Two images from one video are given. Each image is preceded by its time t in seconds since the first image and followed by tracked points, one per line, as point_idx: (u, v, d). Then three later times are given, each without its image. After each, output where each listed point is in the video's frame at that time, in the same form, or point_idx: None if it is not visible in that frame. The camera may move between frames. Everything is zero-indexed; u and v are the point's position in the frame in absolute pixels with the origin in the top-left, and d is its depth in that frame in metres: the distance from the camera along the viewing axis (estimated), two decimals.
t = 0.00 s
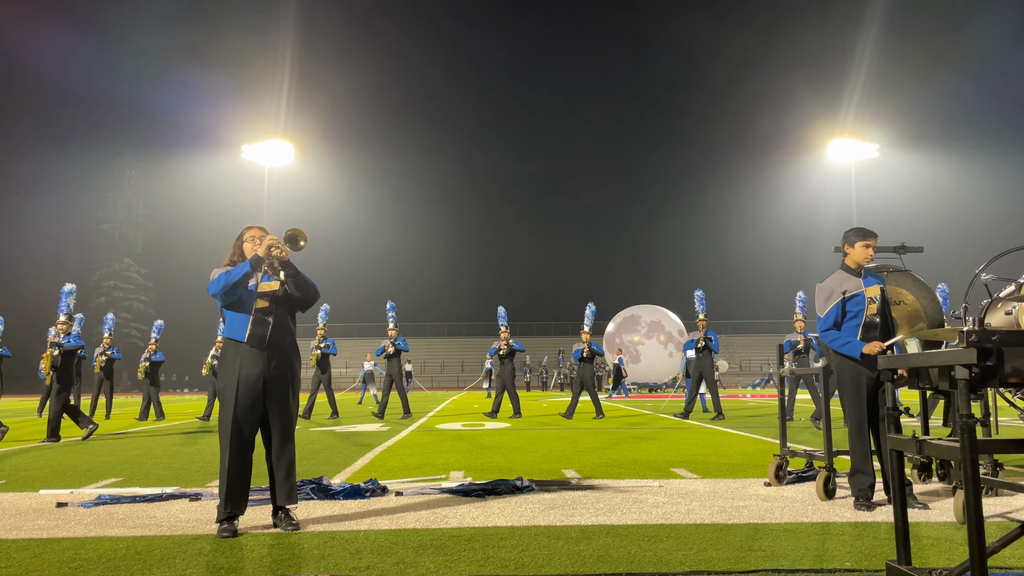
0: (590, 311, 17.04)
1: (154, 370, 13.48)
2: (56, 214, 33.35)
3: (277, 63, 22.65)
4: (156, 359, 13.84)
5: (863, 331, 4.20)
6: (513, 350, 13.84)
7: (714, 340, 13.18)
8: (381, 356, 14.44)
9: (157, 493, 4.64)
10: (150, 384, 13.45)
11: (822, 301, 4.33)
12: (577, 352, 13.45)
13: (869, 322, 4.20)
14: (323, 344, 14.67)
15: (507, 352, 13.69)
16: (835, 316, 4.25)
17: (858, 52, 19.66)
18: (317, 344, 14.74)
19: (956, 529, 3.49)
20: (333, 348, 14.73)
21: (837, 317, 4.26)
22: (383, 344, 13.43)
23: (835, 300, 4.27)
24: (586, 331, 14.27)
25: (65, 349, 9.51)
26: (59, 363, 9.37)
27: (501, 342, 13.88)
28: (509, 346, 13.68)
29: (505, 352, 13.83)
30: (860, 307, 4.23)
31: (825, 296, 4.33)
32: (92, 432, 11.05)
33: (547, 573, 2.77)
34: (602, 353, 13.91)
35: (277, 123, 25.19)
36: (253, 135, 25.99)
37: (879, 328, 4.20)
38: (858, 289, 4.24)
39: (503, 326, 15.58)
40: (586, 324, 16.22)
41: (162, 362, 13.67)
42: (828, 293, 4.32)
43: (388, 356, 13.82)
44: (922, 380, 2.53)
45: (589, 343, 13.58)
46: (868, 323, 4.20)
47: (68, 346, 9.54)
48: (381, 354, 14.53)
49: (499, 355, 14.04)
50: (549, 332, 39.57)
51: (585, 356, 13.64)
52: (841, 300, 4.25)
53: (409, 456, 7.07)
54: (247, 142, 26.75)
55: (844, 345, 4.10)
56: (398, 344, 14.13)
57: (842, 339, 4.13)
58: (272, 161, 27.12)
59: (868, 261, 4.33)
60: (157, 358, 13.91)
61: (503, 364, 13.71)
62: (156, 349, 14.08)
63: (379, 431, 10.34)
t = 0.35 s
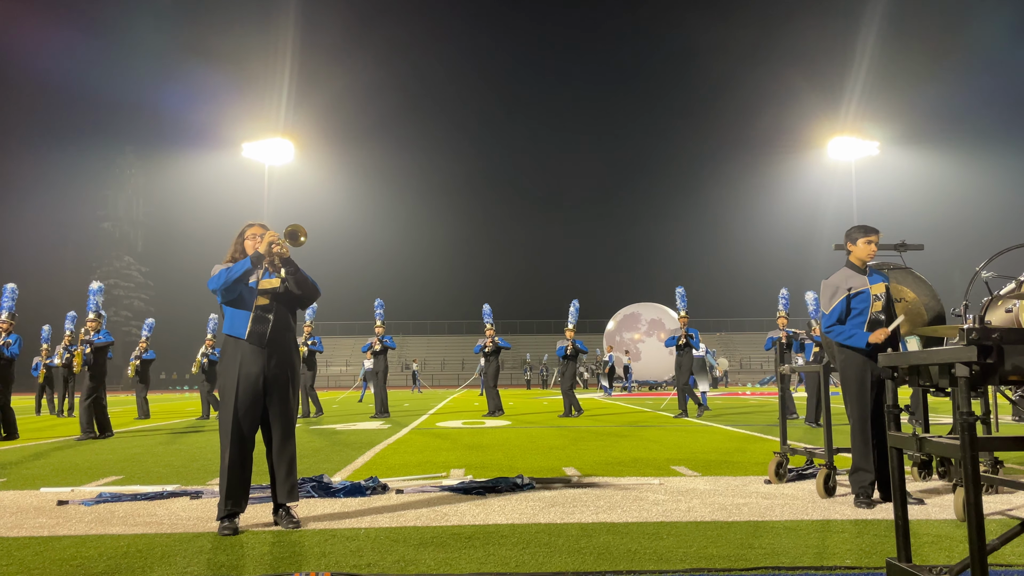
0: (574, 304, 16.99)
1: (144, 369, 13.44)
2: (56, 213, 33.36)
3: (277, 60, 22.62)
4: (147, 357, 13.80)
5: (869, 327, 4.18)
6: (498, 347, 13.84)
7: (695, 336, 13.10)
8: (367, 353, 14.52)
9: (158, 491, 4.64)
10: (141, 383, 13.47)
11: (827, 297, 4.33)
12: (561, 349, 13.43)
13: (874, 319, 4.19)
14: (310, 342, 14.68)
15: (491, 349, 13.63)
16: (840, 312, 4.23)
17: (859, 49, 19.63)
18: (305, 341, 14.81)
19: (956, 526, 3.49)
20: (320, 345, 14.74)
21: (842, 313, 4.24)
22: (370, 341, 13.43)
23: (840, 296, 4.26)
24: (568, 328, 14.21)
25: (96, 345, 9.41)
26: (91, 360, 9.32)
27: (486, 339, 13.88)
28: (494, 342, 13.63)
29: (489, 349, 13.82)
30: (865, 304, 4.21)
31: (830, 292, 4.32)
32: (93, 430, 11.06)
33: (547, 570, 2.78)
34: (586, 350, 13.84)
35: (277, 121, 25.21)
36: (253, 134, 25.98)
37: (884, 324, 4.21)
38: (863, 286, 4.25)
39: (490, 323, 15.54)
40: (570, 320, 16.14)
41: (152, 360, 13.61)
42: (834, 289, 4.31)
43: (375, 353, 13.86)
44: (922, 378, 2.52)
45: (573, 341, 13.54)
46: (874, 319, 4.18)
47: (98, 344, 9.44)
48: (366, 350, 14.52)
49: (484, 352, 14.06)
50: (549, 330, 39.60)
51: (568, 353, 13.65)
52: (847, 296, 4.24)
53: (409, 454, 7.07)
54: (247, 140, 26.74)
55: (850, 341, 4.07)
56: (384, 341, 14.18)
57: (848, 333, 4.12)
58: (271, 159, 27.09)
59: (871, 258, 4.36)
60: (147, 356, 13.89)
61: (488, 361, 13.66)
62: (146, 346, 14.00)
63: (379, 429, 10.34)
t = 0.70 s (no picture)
0: (563, 304, 16.93)
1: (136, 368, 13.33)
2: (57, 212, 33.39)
3: (276, 59, 22.62)
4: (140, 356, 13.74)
5: (877, 326, 4.20)
6: (486, 346, 13.80)
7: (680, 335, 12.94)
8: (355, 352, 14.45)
9: (158, 490, 4.64)
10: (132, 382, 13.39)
11: (839, 293, 4.32)
12: (549, 348, 13.38)
13: (884, 318, 4.20)
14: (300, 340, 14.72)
15: (480, 348, 13.56)
16: (850, 309, 4.24)
17: (859, 48, 19.62)
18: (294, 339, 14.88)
19: (955, 524, 3.49)
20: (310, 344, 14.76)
21: (853, 310, 4.25)
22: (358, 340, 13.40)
23: (851, 294, 4.26)
24: (556, 327, 14.21)
25: (120, 343, 9.66)
26: (116, 360, 9.60)
27: (473, 338, 13.87)
28: (482, 341, 13.56)
29: (477, 348, 13.75)
30: (875, 303, 4.22)
31: (841, 289, 4.31)
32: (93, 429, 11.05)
33: (547, 569, 2.78)
34: (575, 350, 13.78)
35: (276, 120, 25.19)
36: (253, 132, 25.99)
37: (895, 325, 4.21)
38: (875, 285, 4.23)
39: (477, 322, 15.49)
40: (557, 319, 16.06)
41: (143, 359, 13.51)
42: (845, 287, 4.30)
43: (364, 352, 13.83)
44: (922, 376, 2.53)
45: (561, 340, 13.48)
46: (884, 318, 4.19)
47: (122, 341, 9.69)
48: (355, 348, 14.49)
49: (472, 352, 14.01)
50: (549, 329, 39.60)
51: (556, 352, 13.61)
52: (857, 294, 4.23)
53: (409, 452, 7.07)
54: (247, 138, 26.78)
55: (856, 338, 4.10)
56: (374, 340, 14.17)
57: (855, 333, 4.13)
58: (271, 158, 27.05)
59: (887, 257, 4.30)
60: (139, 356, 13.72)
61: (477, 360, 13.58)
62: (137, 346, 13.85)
63: (379, 427, 10.35)
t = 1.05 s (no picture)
0: (548, 304, 16.78)
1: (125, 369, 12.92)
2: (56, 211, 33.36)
3: (276, 58, 22.61)
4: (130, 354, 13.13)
5: (883, 327, 4.19)
6: (473, 345, 13.69)
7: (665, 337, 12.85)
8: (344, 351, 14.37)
9: (157, 489, 4.63)
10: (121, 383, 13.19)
11: (846, 293, 4.29)
12: (534, 347, 13.27)
13: (891, 320, 4.19)
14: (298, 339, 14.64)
15: (467, 346, 13.46)
16: (858, 309, 4.21)
17: (859, 47, 19.60)
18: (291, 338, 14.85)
19: (955, 523, 3.49)
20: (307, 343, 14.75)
21: (860, 310, 4.23)
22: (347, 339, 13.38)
23: (860, 293, 4.24)
24: (542, 327, 14.12)
25: (144, 341, 9.64)
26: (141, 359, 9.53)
27: (461, 337, 13.79)
28: (470, 341, 13.51)
29: (465, 347, 13.63)
30: (883, 304, 4.21)
31: (850, 288, 4.28)
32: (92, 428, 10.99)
33: (547, 567, 2.78)
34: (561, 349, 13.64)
35: (276, 118, 25.16)
36: (252, 131, 26.00)
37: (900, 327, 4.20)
38: (884, 286, 4.23)
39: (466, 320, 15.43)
40: (544, 318, 15.98)
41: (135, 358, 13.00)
42: (855, 286, 4.27)
43: (352, 351, 13.75)
44: (922, 374, 2.52)
45: (546, 339, 13.37)
46: (890, 320, 4.18)
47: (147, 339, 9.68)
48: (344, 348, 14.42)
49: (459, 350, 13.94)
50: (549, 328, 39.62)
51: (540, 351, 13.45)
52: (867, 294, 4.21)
53: (408, 451, 7.07)
54: (247, 138, 26.75)
55: (862, 339, 4.10)
56: (363, 340, 14.14)
57: (862, 331, 4.13)
58: (271, 157, 27.03)
59: (897, 260, 4.32)
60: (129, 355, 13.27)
61: (462, 358, 13.50)
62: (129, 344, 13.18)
63: (379, 427, 10.34)
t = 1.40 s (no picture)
0: (536, 302, 16.67)
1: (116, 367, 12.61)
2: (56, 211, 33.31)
3: (275, 58, 22.60)
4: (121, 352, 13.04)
5: (885, 324, 4.14)
6: (461, 345, 13.61)
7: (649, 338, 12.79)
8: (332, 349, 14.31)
9: (156, 488, 4.64)
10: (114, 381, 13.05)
11: (848, 291, 4.28)
12: (520, 347, 13.19)
13: (892, 317, 4.13)
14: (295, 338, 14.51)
15: (455, 346, 13.37)
16: (860, 306, 4.19)
17: (858, 46, 19.58)
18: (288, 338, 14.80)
19: (954, 523, 3.49)
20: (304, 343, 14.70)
21: (861, 307, 4.20)
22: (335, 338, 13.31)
23: (861, 290, 4.23)
24: (528, 327, 14.04)
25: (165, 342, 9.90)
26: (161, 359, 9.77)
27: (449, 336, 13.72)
28: (457, 340, 13.41)
29: (453, 346, 13.52)
30: (884, 301, 4.18)
31: (850, 287, 4.28)
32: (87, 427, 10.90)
33: (545, 567, 2.78)
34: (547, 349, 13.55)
35: (275, 117, 25.14)
36: (252, 131, 26.00)
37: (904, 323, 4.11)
38: (885, 284, 4.22)
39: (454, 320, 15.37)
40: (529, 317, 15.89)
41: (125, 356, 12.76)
42: (855, 284, 4.27)
43: (340, 350, 13.69)
44: (920, 374, 2.52)
45: (532, 339, 13.28)
46: (892, 317, 4.13)
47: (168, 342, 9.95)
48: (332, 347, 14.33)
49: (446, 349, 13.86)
50: (548, 327, 39.62)
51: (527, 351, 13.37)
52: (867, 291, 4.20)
53: (407, 451, 7.06)
54: (246, 137, 26.74)
55: (862, 337, 4.14)
56: (351, 338, 14.06)
57: (860, 331, 4.16)
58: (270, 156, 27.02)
59: (897, 258, 4.32)
60: (120, 353, 12.93)
61: (450, 358, 13.41)
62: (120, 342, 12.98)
63: (378, 426, 10.33)
